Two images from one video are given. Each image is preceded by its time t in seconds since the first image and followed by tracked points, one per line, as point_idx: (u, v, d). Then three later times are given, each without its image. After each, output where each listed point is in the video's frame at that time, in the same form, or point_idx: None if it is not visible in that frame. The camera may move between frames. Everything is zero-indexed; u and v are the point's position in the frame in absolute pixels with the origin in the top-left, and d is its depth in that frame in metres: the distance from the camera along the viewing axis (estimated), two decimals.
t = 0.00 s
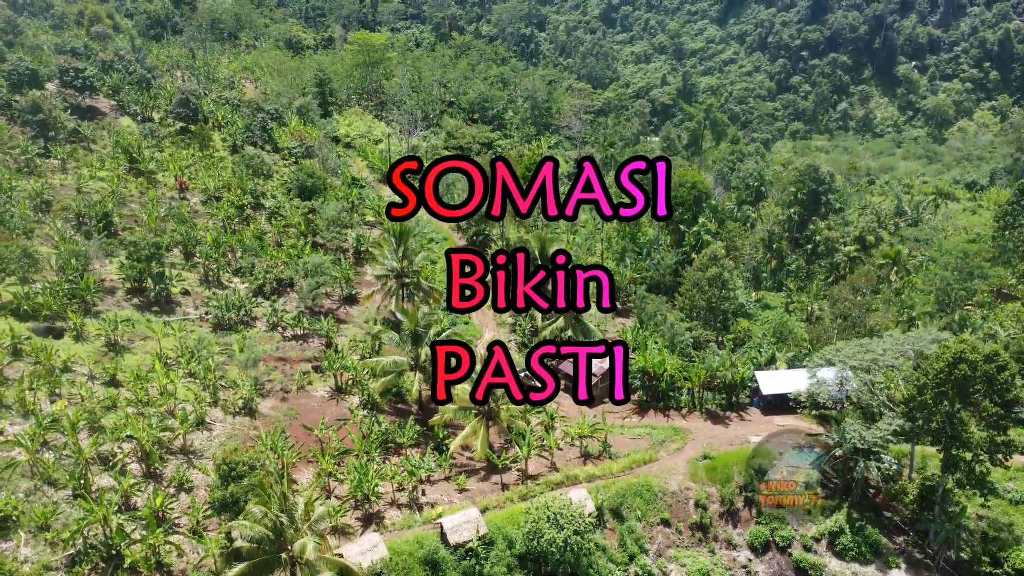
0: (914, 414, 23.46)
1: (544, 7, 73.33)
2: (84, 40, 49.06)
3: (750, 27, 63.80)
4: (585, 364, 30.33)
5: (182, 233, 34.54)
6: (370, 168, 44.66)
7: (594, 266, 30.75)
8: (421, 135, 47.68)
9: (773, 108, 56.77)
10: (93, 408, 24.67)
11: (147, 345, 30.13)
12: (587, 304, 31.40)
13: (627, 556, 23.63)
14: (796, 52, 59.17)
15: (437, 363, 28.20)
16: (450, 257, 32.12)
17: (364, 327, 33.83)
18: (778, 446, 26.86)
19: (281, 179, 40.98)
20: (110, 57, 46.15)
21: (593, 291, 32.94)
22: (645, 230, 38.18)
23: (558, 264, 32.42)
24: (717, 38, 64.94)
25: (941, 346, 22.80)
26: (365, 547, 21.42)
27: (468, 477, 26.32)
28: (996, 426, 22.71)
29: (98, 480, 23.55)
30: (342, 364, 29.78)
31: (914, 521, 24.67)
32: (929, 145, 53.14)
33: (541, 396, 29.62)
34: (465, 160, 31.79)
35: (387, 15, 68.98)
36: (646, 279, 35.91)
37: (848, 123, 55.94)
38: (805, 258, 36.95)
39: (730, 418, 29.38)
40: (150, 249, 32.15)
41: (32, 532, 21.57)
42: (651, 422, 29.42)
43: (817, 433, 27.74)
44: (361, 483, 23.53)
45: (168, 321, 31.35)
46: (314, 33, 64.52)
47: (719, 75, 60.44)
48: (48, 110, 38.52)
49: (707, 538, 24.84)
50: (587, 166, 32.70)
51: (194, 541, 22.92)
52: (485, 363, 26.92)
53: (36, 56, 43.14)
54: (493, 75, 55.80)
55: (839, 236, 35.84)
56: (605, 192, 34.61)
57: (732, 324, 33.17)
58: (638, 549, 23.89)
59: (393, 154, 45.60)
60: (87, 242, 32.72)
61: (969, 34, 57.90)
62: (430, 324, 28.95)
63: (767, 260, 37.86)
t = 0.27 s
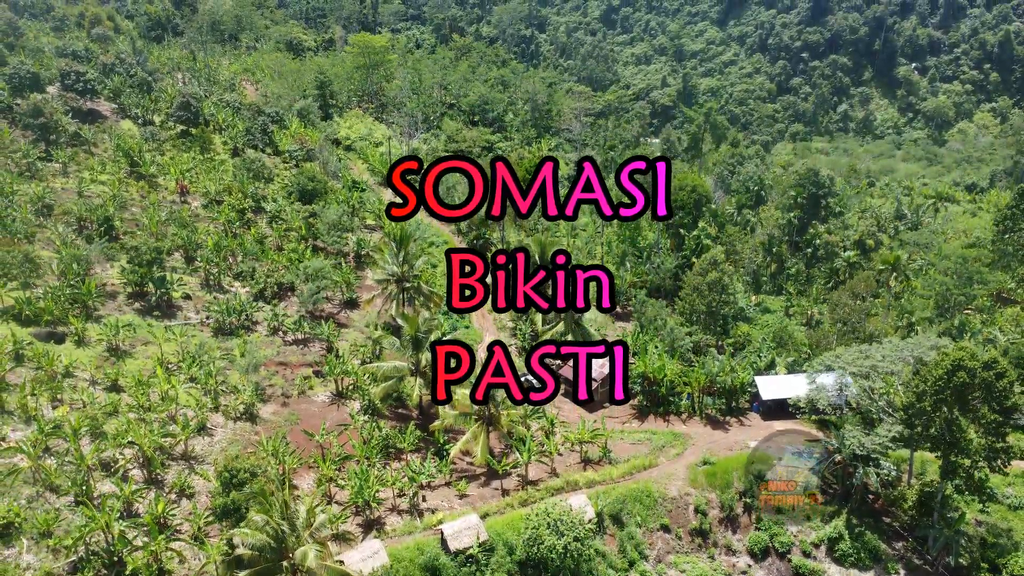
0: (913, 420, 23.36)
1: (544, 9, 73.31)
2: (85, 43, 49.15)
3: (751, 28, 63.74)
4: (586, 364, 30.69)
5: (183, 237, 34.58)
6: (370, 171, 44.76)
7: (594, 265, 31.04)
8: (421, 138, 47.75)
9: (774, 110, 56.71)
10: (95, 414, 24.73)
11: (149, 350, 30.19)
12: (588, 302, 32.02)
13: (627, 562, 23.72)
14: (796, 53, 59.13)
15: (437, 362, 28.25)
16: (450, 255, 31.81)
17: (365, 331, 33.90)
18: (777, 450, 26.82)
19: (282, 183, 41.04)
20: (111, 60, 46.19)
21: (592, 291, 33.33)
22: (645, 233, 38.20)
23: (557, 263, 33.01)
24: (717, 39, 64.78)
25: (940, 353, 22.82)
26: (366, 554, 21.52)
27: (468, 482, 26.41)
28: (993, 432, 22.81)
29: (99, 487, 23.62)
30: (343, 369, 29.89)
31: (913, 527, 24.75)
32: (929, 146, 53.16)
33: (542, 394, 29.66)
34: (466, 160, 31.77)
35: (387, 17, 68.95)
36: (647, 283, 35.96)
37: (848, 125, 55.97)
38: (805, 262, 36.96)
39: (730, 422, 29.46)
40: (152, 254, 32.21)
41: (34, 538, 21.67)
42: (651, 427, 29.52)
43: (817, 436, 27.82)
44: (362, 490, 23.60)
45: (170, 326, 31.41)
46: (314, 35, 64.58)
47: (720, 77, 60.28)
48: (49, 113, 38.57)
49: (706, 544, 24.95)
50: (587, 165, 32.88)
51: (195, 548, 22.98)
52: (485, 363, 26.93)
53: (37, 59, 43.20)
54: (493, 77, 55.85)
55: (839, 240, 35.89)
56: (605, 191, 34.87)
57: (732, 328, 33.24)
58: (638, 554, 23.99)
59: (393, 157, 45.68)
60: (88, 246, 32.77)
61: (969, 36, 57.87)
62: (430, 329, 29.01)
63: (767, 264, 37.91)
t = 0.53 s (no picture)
0: (912, 427, 23.51)
1: (545, 10, 73.33)
2: (86, 46, 49.22)
3: (751, 30, 63.61)
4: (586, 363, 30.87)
5: (185, 241, 34.64)
6: (371, 174, 44.84)
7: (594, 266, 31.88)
8: (422, 141, 47.82)
9: (774, 111, 56.64)
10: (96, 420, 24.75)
11: (150, 354, 30.22)
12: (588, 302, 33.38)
13: (627, 568, 23.77)
14: (796, 55, 59.10)
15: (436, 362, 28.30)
16: (450, 256, 31.38)
17: (366, 336, 33.97)
18: (775, 456, 27.08)
19: (282, 187, 41.11)
20: (112, 63, 46.23)
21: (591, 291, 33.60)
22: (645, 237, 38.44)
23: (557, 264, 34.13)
24: (717, 41, 64.50)
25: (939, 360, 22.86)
26: (366, 561, 21.60)
27: (469, 488, 26.49)
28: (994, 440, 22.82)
29: (101, 493, 23.67)
30: (344, 375, 29.97)
31: (912, 533, 24.81)
32: (929, 148, 53.20)
33: (542, 395, 30.14)
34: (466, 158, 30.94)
35: (388, 18, 69.00)
36: (647, 287, 36.00)
37: (848, 126, 56.00)
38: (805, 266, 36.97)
39: (730, 428, 29.55)
40: (153, 259, 32.28)
41: (36, 545, 21.71)
42: (651, 432, 29.58)
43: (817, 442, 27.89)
44: (363, 496, 23.67)
45: (171, 330, 31.46)
46: (315, 36, 64.67)
47: (720, 78, 60.17)
48: (51, 117, 38.60)
49: (706, 550, 25.01)
50: (587, 167, 33.14)
51: (197, 555, 22.96)
52: (485, 363, 26.85)
53: (38, 62, 43.23)
54: (493, 80, 55.90)
55: (838, 244, 35.94)
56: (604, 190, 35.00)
57: (732, 333, 33.31)
58: (638, 560, 24.03)
59: (394, 160, 45.79)
60: (90, 250, 32.81)
61: (970, 37, 57.85)
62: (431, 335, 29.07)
63: (767, 268, 37.95)
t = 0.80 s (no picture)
0: (912, 445, 23.35)
1: (545, 23, 73.77)
2: (89, 60, 49.47)
3: (750, 43, 63.95)
4: (585, 363, 31.32)
5: (186, 256, 34.73)
6: (371, 187, 45.02)
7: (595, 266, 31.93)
8: (423, 154, 48.04)
9: (774, 124, 56.75)
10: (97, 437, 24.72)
11: (151, 370, 30.18)
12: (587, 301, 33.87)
13: None
14: (796, 67, 59.34)
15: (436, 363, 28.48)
16: (450, 255, 31.10)
17: (366, 351, 34.02)
18: (776, 473, 27.13)
19: (284, 201, 41.26)
20: (115, 77, 46.51)
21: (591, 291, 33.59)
22: (646, 250, 38.05)
23: (557, 265, 34.32)
24: (717, 53, 64.81)
25: (939, 378, 22.82)
26: None
27: (469, 506, 26.44)
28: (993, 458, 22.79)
29: (101, 511, 23.58)
30: (344, 391, 30.01)
31: (913, 552, 24.69)
32: (929, 161, 53.37)
33: (541, 394, 31.51)
34: (465, 158, 31.18)
35: (389, 31, 69.47)
36: (647, 302, 36.03)
37: (848, 139, 56.20)
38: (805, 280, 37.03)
39: (731, 444, 29.61)
40: (155, 274, 32.35)
41: (37, 565, 21.46)
42: (651, 449, 29.60)
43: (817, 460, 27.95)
44: (363, 514, 23.61)
45: (172, 346, 31.46)
46: (316, 49, 65.05)
47: (720, 91, 60.34)
48: (53, 131, 38.73)
49: (707, 568, 24.86)
50: (586, 167, 33.37)
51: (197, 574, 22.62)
52: (486, 365, 29.00)
53: (41, 76, 43.44)
54: (494, 93, 56.19)
55: (838, 258, 36.01)
56: (604, 189, 35.18)
57: (732, 348, 33.31)
58: None
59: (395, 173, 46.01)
60: (91, 265, 32.86)
61: (968, 50, 58.16)
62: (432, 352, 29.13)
63: (767, 282, 37.99)
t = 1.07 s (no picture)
0: (914, 471, 23.22)
1: (546, 44, 74.55)
2: (94, 82, 49.99)
3: (750, 64, 64.39)
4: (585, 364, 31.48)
5: (188, 278, 34.87)
6: (373, 208, 45.35)
7: (594, 268, 31.98)
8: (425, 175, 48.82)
9: (773, 144, 57.02)
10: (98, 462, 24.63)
11: (152, 393, 30.14)
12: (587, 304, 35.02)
13: None
14: (795, 88, 59.76)
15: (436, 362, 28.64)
16: (452, 256, 30.54)
17: (367, 374, 34.07)
18: (778, 499, 27.17)
19: (286, 222, 41.50)
20: (118, 99, 46.95)
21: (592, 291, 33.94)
22: (646, 272, 37.81)
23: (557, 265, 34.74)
24: (716, 74, 65.15)
25: (939, 404, 22.80)
26: None
27: (469, 531, 26.29)
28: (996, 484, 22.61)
29: (101, 537, 23.41)
30: (345, 414, 30.02)
31: None
32: (928, 181, 53.67)
33: (541, 395, 32.35)
34: (465, 160, 30.96)
35: (391, 52, 70.16)
36: (647, 324, 36.12)
37: (847, 159, 56.53)
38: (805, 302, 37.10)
39: (731, 468, 29.59)
40: (157, 297, 32.46)
41: None
42: (652, 473, 29.49)
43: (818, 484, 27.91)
44: (363, 540, 23.42)
45: (172, 369, 31.47)
46: (319, 71, 65.82)
47: (719, 111, 60.69)
48: (57, 153, 39.03)
49: None
50: (586, 167, 33.67)
51: None
52: (486, 364, 29.14)
53: (46, 99, 43.87)
54: (495, 114, 56.67)
55: (838, 280, 36.07)
56: (603, 190, 35.66)
57: (733, 371, 33.31)
58: None
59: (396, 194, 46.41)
60: (93, 287, 32.95)
61: (966, 71, 58.63)
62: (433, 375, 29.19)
63: (767, 303, 37.97)
